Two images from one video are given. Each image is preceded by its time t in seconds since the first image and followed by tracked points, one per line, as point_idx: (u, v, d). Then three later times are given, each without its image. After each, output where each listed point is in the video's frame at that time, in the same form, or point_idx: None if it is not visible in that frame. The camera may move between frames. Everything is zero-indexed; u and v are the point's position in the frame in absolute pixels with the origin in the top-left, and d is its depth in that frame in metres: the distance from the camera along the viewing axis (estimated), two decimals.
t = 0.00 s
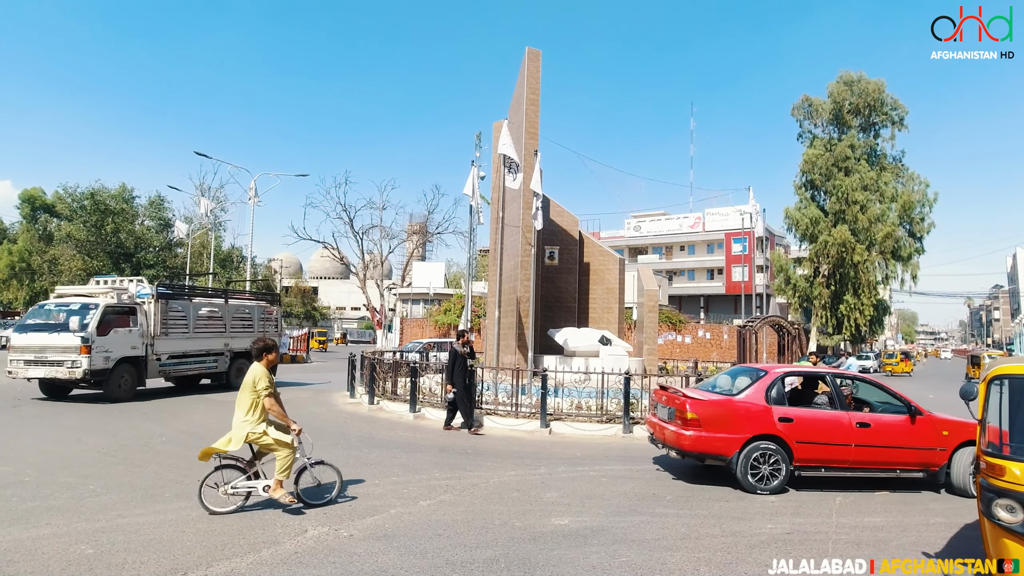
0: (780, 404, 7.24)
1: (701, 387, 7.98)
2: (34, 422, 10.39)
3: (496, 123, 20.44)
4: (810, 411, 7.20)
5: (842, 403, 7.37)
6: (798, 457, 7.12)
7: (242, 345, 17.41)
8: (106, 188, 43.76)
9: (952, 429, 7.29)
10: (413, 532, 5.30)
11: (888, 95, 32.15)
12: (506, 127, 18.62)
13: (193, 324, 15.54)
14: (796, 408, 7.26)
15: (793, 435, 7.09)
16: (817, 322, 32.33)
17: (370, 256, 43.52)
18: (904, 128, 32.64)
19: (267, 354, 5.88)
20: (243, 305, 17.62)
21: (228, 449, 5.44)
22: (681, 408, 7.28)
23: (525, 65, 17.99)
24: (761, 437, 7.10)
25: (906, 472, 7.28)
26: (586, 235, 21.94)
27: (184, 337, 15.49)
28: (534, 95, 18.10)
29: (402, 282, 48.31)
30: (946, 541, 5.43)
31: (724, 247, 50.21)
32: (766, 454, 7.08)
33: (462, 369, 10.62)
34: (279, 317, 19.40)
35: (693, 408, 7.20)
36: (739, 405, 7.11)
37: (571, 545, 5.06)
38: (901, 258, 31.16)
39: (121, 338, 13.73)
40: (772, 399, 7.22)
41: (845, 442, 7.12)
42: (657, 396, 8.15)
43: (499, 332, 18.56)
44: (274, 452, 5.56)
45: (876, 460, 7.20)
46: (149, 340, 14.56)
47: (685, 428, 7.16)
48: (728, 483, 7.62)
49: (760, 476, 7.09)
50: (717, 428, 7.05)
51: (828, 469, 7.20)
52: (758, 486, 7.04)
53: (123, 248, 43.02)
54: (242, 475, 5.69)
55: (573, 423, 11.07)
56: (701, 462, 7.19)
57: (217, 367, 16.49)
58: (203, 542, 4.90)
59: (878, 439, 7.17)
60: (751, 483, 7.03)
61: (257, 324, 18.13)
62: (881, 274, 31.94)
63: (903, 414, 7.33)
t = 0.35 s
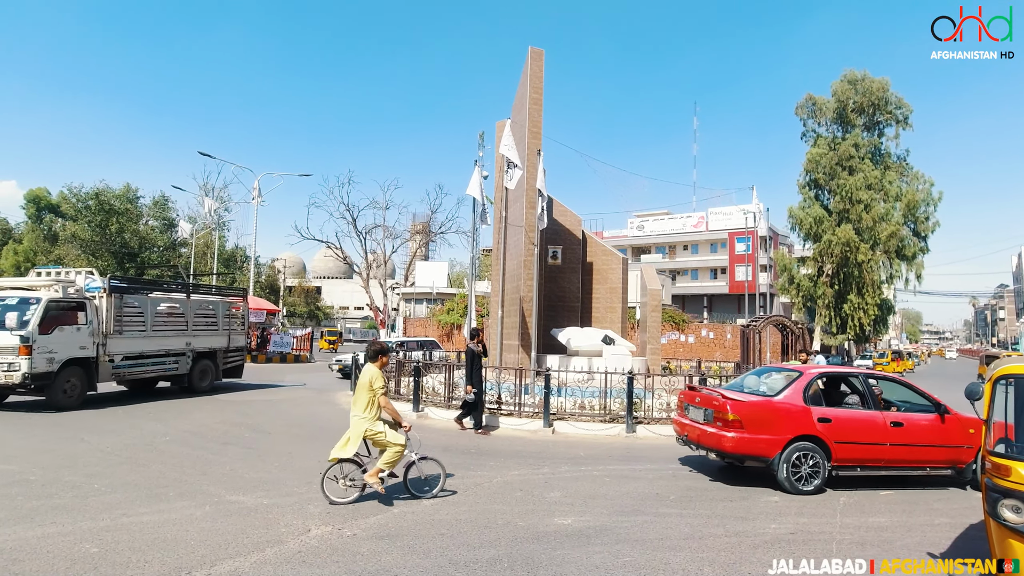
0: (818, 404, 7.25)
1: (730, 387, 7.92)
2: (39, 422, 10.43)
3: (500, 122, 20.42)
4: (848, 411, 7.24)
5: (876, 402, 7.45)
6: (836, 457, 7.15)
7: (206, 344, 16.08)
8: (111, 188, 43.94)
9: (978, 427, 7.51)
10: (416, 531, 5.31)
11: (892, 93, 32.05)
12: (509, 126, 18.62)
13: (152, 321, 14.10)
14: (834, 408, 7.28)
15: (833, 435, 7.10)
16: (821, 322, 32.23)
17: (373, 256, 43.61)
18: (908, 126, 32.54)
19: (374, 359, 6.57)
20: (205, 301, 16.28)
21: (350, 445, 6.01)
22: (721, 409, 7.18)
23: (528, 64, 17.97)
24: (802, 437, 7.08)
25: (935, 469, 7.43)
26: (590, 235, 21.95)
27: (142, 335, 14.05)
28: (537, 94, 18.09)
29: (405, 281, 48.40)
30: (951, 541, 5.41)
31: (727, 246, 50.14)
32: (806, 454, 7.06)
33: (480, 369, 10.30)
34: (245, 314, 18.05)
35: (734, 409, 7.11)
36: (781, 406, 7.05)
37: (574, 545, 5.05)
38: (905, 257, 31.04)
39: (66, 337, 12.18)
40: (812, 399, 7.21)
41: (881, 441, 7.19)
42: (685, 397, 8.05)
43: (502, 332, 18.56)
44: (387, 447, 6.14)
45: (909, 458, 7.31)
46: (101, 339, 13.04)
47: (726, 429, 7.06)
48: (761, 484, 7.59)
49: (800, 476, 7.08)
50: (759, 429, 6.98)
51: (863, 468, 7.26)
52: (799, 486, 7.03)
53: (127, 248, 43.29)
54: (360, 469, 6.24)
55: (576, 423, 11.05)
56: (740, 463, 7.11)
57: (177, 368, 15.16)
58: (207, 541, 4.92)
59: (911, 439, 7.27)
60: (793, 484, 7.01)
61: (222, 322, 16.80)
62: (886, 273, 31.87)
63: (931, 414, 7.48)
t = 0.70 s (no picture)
0: (850, 403, 7.27)
1: (759, 388, 7.91)
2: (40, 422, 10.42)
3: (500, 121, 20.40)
4: (878, 410, 7.29)
5: (902, 401, 7.52)
6: (868, 456, 7.18)
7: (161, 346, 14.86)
8: (112, 188, 43.98)
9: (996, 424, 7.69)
10: (418, 531, 5.31)
11: (894, 92, 31.97)
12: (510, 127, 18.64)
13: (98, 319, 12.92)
14: (865, 407, 7.31)
15: (865, 434, 7.13)
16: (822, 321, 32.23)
17: (374, 256, 43.65)
18: (910, 125, 32.46)
19: (457, 364, 6.95)
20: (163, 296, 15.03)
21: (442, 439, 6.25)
22: (758, 409, 7.15)
23: (528, 63, 17.97)
24: (836, 437, 7.09)
25: (958, 466, 7.55)
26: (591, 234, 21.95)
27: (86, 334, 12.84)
28: (538, 93, 18.08)
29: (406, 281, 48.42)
30: (953, 541, 5.40)
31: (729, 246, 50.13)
32: (841, 453, 7.08)
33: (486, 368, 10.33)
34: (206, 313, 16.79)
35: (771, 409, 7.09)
36: (817, 406, 7.05)
37: (575, 544, 5.05)
38: (907, 257, 30.96)
39: None
40: (844, 398, 7.23)
41: (909, 439, 7.27)
42: (713, 398, 8.02)
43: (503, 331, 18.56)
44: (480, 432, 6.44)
45: (934, 455, 7.40)
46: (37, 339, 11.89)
47: (764, 430, 7.03)
48: (790, 483, 7.59)
49: (835, 476, 7.09)
50: (797, 429, 6.95)
51: (892, 466, 7.30)
52: (833, 486, 7.05)
53: (129, 248, 43.34)
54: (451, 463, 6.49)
55: (578, 423, 11.04)
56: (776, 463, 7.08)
57: (128, 371, 13.93)
58: (209, 540, 4.92)
59: (936, 436, 7.38)
60: (829, 483, 7.01)
61: (181, 322, 15.59)
62: (887, 273, 31.89)
63: (954, 411, 7.59)
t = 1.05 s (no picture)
0: (879, 402, 7.33)
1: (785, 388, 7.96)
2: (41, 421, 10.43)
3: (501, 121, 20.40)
4: (905, 409, 7.36)
5: (926, 399, 7.61)
6: (897, 454, 7.23)
7: (104, 348, 13.94)
8: (113, 187, 43.99)
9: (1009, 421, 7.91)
10: (418, 530, 5.30)
11: (895, 91, 31.92)
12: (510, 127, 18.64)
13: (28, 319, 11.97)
14: (892, 406, 7.39)
15: (895, 432, 7.19)
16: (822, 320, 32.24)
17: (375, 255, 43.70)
18: (911, 124, 32.43)
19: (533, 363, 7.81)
20: (105, 292, 14.07)
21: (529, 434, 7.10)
22: (792, 409, 7.18)
23: (529, 62, 17.96)
24: (868, 435, 7.12)
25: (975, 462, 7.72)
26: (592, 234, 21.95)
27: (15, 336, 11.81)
28: (539, 92, 18.07)
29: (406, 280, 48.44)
30: (955, 540, 5.38)
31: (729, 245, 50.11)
32: (872, 452, 7.12)
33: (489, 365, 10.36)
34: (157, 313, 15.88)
35: (805, 408, 7.12)
36: (849, 406, 7.10)
37: (576, 543, 5.05)
38: (908, 256, 30.90)
39: None
40: (874, 397, 7.29)
41: (934, 437, 7.38)
42: (739, 397, 8.06)
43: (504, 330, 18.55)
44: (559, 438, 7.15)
45: (957, 452, 7.53)
46: None
47: (799, 429, 7.05)
48: (818, 481, 7.61)
49: (867, 474, 7.13)
50: (832, 428, 6.98)
51: (919, 464, 7.39)
52: (866, 484, 7.06)
53: (129, 247, 43.41)
54: (531, 457, 7.26)
55: (578, 422, 11.02)
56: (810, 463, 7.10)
57: (67, 377, 12.93)
58: (210, 539, 4.93)
59: (958, 435, 7.51)
60: (862, 481, 7.05)
61: (131, 321, 14.67)
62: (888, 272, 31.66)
63: (973, 410, 7.74)
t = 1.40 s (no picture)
0: (907, 401, 7.37)
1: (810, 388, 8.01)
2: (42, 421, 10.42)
3: (501, 120, 20.41)
4: (931, 407, 7.44)
5: (949, 398, 7.70)
6: (925, 452, 7.29)
7: (35, 350, 11.05)
8: (114, 187, 44.03)
9: None
10: (419, 530, 5.30)
11: (896, 90, 31.87)
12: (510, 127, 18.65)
13: None
14: (918, 404, 7.45)
15: (923, 430, 7.24)
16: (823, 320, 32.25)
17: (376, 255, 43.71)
18: (912, 123, 32.39)
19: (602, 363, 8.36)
20: (38, 282, 11.10)
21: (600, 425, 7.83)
22: (824, 408, 7.19)
23: (529, 62, 17.96)
24: (899, 434, 7.16)
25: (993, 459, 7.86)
26: (593, 233, 21.96)
27: None
28: (539, 91, 18.06)
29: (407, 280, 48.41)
30: (956, 540, 5.38)
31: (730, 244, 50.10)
32: (902, 450, 7.17)
33: (492, 365, 10.39)
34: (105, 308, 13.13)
35: (838, 408, 7.14)
36: (881, 404, 7.13)
37: (577, 543, 5.05)
38: (909, 255, 30.83)
39: None
40: (903, 396, 7.34)
41: (959, 434, 7.47)
42: (768, 398, 8.10)
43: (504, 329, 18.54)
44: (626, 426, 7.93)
45: (978, 450, 7.64)
46: None
47: (832, 428, 7.06)
48: (846, 480, 7.66)
49: (897, 472, 7.19)
50: (866, 427, 7.00)
51: (943, 461, 7.48)
52: (897, 481, 7.12)
53: (130, 247, 43.51)
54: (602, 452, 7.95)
55: (579, 422, 11.03)
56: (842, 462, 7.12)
57: None
58: (212, 538, 4.94)
59: (979, 432, 7.63)
60: (894, 479, 7.10)
61: (68, 318, 11.82)
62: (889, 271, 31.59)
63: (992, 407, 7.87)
